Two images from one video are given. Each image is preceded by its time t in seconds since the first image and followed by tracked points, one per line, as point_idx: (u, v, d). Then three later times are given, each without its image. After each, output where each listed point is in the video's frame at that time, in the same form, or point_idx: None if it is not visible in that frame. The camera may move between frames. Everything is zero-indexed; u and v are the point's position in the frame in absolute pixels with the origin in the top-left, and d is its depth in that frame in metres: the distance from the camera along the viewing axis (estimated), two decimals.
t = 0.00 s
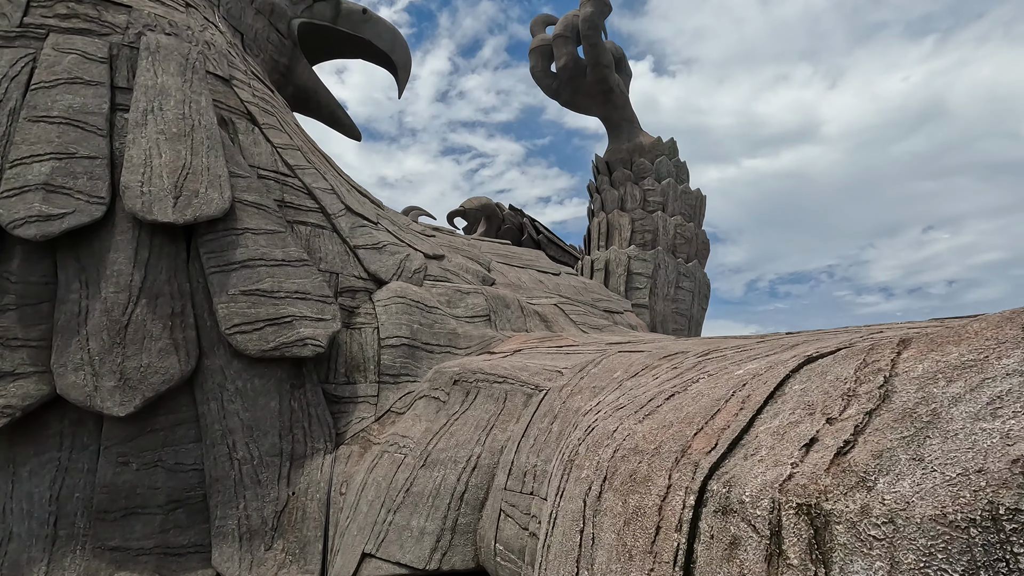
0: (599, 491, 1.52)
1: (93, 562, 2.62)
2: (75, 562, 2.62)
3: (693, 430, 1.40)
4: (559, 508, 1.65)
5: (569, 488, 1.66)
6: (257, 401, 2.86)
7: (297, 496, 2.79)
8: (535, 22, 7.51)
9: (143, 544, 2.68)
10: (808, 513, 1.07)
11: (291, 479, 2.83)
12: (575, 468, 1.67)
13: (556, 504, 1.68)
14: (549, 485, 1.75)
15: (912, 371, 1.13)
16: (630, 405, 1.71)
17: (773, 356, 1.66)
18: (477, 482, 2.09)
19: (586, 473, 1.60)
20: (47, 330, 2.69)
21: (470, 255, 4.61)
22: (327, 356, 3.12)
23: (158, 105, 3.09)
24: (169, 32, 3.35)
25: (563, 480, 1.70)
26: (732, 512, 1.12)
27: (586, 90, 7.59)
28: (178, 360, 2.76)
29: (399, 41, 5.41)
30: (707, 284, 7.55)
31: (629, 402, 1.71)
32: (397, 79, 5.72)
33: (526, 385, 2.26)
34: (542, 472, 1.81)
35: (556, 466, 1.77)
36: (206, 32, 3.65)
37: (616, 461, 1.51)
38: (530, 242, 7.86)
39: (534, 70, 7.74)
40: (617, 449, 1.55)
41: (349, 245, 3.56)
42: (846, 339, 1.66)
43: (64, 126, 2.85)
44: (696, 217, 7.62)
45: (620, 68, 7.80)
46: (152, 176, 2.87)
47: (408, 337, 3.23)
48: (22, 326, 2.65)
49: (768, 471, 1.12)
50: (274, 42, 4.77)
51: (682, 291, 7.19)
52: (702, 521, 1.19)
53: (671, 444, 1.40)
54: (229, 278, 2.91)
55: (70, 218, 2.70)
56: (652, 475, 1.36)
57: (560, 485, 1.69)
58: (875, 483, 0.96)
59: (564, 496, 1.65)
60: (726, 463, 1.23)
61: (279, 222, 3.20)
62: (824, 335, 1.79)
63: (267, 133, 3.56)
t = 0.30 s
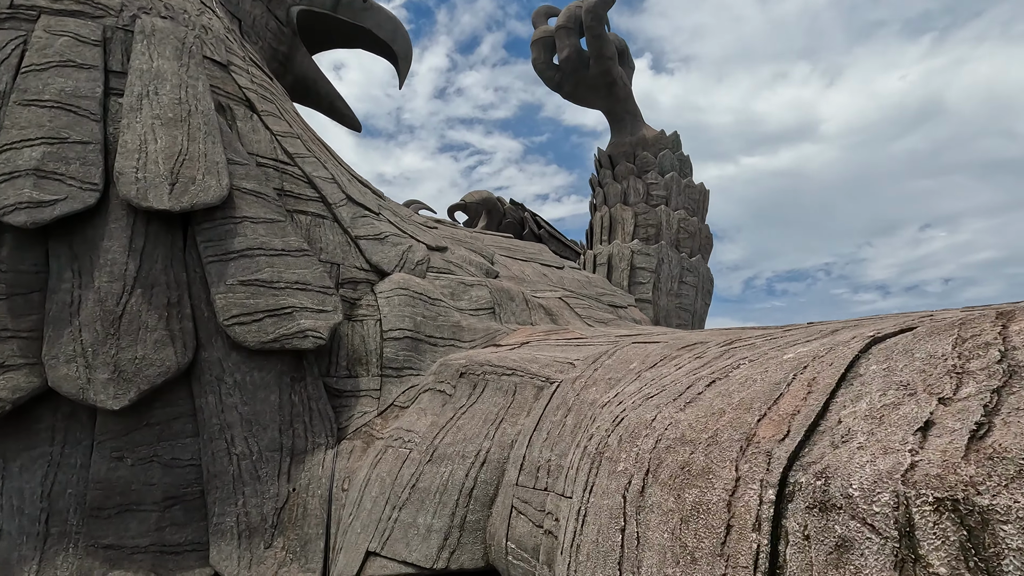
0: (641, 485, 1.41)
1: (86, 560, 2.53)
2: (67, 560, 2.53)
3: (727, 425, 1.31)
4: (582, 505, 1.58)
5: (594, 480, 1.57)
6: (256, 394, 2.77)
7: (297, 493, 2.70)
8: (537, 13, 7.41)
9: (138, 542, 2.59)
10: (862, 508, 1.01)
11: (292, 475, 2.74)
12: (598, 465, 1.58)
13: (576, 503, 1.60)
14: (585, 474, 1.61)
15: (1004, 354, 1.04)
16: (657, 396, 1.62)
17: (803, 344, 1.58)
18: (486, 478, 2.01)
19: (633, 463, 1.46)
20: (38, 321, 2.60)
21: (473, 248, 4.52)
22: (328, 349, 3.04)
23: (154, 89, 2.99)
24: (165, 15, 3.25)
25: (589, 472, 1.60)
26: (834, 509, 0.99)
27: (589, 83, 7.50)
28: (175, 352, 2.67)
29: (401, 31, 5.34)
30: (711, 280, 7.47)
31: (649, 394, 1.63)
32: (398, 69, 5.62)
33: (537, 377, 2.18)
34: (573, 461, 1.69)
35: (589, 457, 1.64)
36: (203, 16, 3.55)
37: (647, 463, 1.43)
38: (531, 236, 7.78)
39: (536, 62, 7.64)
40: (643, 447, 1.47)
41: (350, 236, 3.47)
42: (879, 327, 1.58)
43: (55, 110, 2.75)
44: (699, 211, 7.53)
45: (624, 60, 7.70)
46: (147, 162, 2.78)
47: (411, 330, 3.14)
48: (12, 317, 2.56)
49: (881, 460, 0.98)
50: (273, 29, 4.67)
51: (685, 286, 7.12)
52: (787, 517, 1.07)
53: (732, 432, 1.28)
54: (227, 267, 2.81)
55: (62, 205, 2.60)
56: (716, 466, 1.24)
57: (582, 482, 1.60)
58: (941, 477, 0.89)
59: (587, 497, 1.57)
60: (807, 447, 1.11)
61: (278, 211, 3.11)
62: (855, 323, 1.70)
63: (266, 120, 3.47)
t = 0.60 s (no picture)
0: (686, 499, 1.26)
1: (73, 564, 2.43)
2: (54, 563, 2.43)
3: (774, 436, 1.18)
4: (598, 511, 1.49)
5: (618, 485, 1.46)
6: (250, 391, 2.66)
7: (294, 493, 2.60)
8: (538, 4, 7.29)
9: (128, 545, 2.48)
10: (919, 518, 0.92)
11: (288, 475, 2.64)
12: (619, 469, 1.48)
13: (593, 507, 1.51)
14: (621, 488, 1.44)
15: None
16: (686, 393, 1.52)
17: (834, 339, 1.48)
18: (492, 479, 1.91)
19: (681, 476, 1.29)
20: (22, 314, 2.49)
21: (474, 241, 4.42)
22: (326, 344, 2.94)
23: (144, 74, 2.87)
24: None
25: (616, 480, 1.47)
26: (982, 545, 0.82)
27: (590, 75, 7.39)
28: (166, 346, 2.57)
29: (400, 19, 5.23)
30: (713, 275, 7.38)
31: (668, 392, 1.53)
32: (397, 58, 5.50)
33: (544, 373, 2.08)
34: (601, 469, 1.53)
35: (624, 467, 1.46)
36: None
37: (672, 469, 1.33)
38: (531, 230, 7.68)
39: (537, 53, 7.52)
40: (668, 451, 1.37)
41: (348, 227, 3.36)
42: (913, 321, 1.48)
43: (39, 94, 2.63)
44: (702, 206, 7.44)
45: (626, 52, 7.58)
46: (137, 149, 2.67)
47: (411, 324, 3.04)
48: None
49: None
50: (269, 16, 4.55)
51: (687, 281, 7.03)
52: (901, 552, 0.90)
53: (804, 441, 1.12)
54: (221, 259, 2.71)
55: (47, 193, 2.49)
56: (796, 485, 1.07)
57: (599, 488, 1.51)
58: None
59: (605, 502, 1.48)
60: (914, 464, 0.95)
61: (274, 201, 3.00)
62: (884, 316, 1.61)
63: (262, 108, 3.36)
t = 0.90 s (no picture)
0: (742, 504, 1.17)
1: (60, 568, 2.34)
2: (39, 566, 2.34)
3: (853, 433, 1.10)
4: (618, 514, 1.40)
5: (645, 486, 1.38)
6: (245, 387, 2.56)
7: (290, 494, 2.50)
8: None
9: (116, 547, 2.39)
10: None
11: (284, 474, 2.53)
12: (647, 468, 1.39)
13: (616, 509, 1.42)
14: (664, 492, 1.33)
15: None
16: (720, 387, 1.43)
17: (865, 332, 1.39)
18: (498, 479, 1.82)
19: (741, 482, 1.19)
20: (6, 308, 2.39)
21: (474, 235, 4.33)
22: (323, 339, 2.85)
23: (135, 59, 2.77)
24: None
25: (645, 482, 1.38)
26: None
27: (591, 70, 7.30)
28: (157, 341, 2.47)
29: (399, 10, 5.13)
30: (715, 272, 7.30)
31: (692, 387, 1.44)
32: (395, 50, 5.40)
33: (552, 368, 1.99)
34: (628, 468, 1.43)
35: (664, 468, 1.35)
36: None
37: (712, 472, 1.25)
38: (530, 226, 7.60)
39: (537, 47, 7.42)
40: (705, 451, 1.29)
41: (346, 220, 3.27)
42: (949, 312, 1.40)
43: (25, 78, 2.52)
44: (703, 202, 7.36)
45: (627, 46, 7.49)
46: (127, 136, 2.57)
47: (411, 319, 2.95)
48: None
49: None
50: (264, 5, 4.44)
51: (689, 278, 6.94)
52: None
53: (897, 439, 1.03)
54: (214, 251, 2.61)
55: (32, 181, 2.40)
56: (897, 493, 0.97)
57: (621, 489, 1.42)
58: None
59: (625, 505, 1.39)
60: None
61: (269, 192, 2.90)
62: (915, 306, 1.52)
63: (257, 96, 3.26)
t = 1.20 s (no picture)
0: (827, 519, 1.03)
1: (48, 573, 2.25)
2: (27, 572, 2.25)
3: (970, 433, 0.94)
4: (640, 518, 1.33)
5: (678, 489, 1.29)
6: (242, 385, 2.47)
7: (288, 496, 2.41)
8: None
9: (107, 552, 2.30)
10: None
11: (282, 476, 2.44)
12: (678, 468, 1.31)
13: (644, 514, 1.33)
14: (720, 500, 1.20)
15: None
16: (754, 383, 1.34)
17: (902, 324, 1.31)
18: (508, 482, 1.73)
19: (816, 491, 1.06)
20: None
21: (476, 231, 4.24)
22: (323, 336, 2.76)
23: (128, 47, 2.66)
24: None
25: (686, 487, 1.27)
26: None
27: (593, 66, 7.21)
28: (151, 338, 2.38)
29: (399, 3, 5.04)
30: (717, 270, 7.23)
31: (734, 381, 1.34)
32: (396, 44, 5.31)
33: (563, 365, 1.91)
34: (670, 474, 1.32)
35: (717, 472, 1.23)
36: None
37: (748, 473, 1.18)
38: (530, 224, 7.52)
39: (539, 43, 7.34)
40: (739, 455, 1.21)
41: (346, 214, 3.18)
42: (992, 303, 1.31)
43: (13, 65, 2.41)
44: (706, 200, 7.28)
45: (629, 42, 7.41)
46: (120, 125, 2.48)
47: (413, 316, 2.86)
48: None
49: None
50: None
51: (692, 277, 6.86)
52: None
53: None
54: (210, 245, 2.52)
55: (20, 171, 2.31)
56: None
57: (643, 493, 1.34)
58: None
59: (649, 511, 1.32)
60: None
61: (267, 184, 2.82)
62: (952, 297, 1.44)
63: (254, 87, 3.17)
